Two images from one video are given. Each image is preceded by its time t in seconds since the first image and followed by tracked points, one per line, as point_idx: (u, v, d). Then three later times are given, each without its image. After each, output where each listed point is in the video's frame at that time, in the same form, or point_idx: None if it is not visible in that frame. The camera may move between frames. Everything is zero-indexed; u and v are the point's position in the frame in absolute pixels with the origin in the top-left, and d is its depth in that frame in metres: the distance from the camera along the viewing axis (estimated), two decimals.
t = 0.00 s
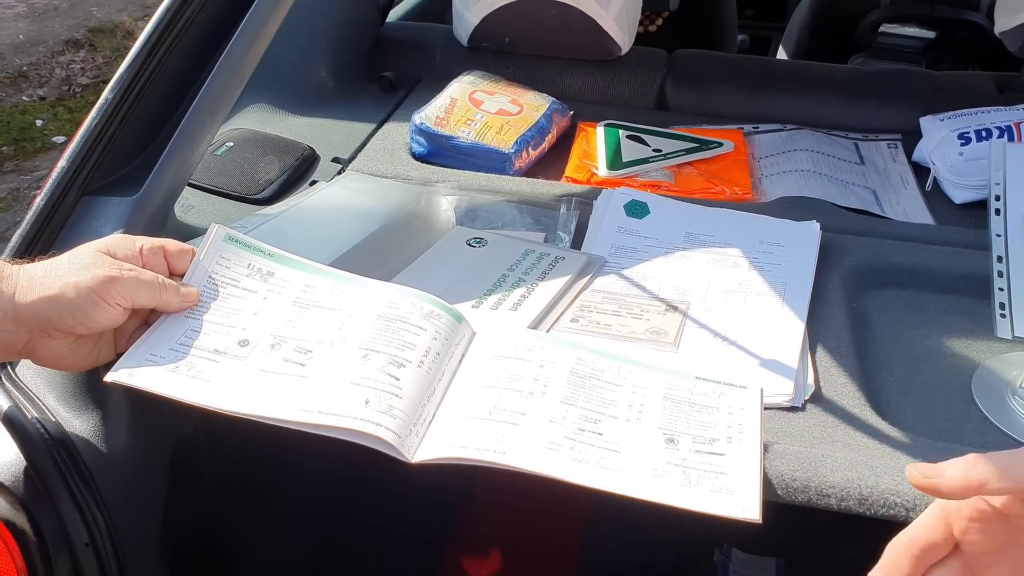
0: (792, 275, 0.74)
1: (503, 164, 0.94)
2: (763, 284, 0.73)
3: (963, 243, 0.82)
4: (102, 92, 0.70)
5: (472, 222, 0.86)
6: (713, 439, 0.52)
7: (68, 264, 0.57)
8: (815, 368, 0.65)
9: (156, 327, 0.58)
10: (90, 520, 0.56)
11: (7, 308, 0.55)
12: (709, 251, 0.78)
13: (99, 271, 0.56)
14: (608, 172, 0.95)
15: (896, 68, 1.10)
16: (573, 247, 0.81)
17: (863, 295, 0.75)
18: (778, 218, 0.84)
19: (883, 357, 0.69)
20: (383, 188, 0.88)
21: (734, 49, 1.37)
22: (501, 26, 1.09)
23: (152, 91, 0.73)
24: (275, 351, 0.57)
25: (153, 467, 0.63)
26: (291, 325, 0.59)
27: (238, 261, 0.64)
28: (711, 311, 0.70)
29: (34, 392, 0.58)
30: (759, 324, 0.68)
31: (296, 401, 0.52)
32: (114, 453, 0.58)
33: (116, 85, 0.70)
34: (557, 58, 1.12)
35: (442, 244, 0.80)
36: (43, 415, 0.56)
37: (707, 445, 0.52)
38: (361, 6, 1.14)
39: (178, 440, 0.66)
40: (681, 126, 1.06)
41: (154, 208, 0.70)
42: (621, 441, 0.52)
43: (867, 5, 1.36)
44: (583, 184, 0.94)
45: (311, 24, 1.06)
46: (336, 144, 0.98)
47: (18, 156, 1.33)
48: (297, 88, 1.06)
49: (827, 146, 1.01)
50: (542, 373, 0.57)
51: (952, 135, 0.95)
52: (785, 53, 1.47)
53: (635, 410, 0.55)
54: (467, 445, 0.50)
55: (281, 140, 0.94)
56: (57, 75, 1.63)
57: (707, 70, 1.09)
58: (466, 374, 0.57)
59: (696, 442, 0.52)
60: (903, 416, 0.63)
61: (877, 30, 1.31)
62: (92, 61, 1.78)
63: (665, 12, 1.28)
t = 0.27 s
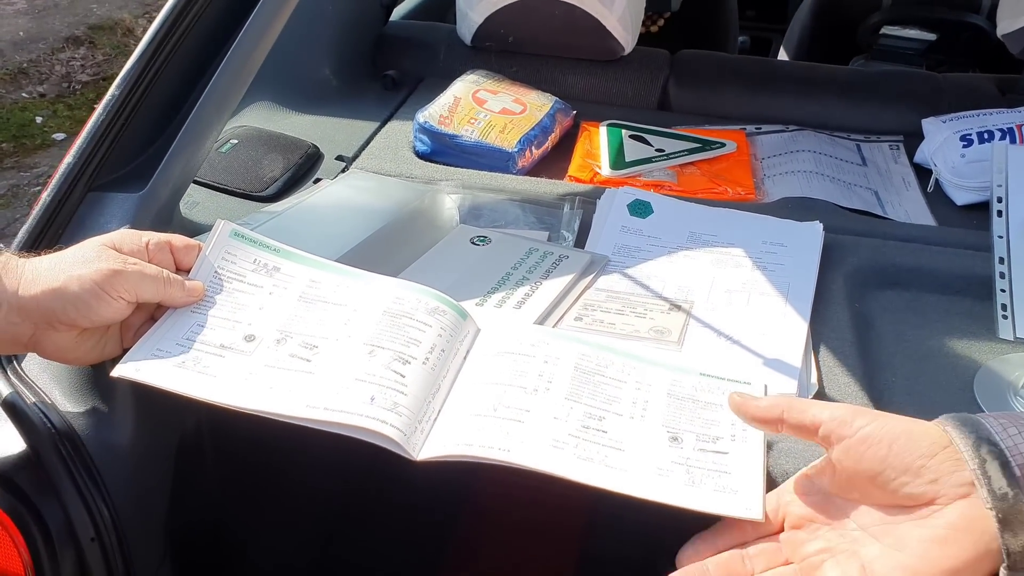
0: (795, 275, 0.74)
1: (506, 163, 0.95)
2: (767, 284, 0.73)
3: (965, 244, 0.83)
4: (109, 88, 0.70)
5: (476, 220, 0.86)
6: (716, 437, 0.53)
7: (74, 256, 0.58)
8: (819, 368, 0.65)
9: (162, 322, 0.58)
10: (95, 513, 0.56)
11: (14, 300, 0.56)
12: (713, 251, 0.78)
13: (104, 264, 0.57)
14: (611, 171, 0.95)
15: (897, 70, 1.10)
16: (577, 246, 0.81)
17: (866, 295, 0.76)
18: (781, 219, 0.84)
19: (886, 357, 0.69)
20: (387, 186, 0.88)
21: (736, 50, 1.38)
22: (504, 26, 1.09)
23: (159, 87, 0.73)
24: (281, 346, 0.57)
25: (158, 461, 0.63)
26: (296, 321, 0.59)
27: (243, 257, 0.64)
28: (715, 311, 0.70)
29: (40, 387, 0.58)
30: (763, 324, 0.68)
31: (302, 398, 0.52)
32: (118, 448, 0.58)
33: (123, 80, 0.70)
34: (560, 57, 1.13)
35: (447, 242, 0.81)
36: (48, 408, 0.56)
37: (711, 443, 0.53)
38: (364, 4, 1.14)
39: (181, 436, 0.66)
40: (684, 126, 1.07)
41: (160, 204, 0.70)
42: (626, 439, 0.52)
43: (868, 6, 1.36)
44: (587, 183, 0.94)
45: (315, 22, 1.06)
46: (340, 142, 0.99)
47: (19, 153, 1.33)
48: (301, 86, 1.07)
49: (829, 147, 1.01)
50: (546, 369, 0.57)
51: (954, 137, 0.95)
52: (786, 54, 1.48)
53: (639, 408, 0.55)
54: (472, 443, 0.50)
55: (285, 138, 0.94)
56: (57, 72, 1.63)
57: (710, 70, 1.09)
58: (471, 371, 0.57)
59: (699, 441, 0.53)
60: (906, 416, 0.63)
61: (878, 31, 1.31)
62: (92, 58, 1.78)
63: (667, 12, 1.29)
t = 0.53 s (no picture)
0: (804, 272, 0.74)
1: (514, 158, 0.94)
2: (776, 281, 0.73)
3: (974, 242, 0.82)
4: (117, 79, 0.70)
5: (483, 215, 0.86)
6: (729, 433, 0.53)
7: (84, 246, 0.58)
8: (828, 365, 0.65)
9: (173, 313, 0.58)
10: (101, 504, 0.56)
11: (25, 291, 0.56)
12: (721, 247, 0.78)
13: (114, 254, 0.57)
14: (619, 167, 0.95)
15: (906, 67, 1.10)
16: (585, 242, 0.81)
17: (875, 293, 0.75)
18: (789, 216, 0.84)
19: (895, 355, 0.69)
20: (393, 180, 0.87)
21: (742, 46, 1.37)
22: (512, 20, 1.09)
23: (167, 79, 0.73)
24: (292, 338, 0.57)
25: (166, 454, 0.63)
26: (307, 313, 0.59)
27: (254, 248, 0.64)
28: (724, 307, 0.70)
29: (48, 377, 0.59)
30: (773, 321, 0.68)
31: (313, 389, 0.52)
32: (126, 440, 0.58)
33: (132, 71, 0.70)
34: (568, 52, 1.12)
35: (455, 237, 0.80)
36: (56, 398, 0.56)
37: (723, 439, 0.53)
38: None
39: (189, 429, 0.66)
40: (692, 123, 1.06)
41: (169, 196, 0.70)
42: (638, 436, 0.52)
43: (876, 4, 1.36)
44: (594, 178, 0.93)
45: (322, 15, 1.06)
46: (346, 136, 0.98)
47: (22, 145, 1.33)
48: (307, 79, 1.06)
49: (837, 145, 1.01)
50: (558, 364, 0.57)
51: (964, 135, 0.95)
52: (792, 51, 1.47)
53: (651, 407, 0.55)
54: (484, 436, 0.50)
55: (292, 131, 0.94)
56: (60, 65, 1.62)
57: (718, 66, 1.09)
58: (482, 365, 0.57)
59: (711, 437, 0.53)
60: (916, 414, 0.63)
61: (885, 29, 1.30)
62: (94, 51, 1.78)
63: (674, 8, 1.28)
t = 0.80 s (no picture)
0: (811, 267, 0.74)
1: (520, 152, 0.94)
2: (782, 277, 0.72)
3: (984, 239, 0.82)
4: (123, 70, 0.70)
5: (489, 209, 0.86)
6: (734, 403, 0.53)
7: (85, 239, 0.58)
8: (835, 361, 0.65)
9: (175, 304, 0.58)
10: (105, 497, 0.56)
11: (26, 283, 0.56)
12: (728, 242, 0.77)
13: (114, 246, 0.57)
14: (626, 161, 0.94)
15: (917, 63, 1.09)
16: (591, 236, 0.81)
17: (883, 289, 0.75)
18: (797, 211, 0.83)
19: (902, 351, 0.68)
20: (399, 173, 0.87)
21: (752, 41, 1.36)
22: (520, 14, 1.09)
23: (173, 71, 0.72)
24: (293, 329, 0.57)
25: (170, 449, 0.63)
26: (309, 303, 0.59)
27: (256, 237, 0.64)
28: (730, 302, 0.70)
29: (51, 369, 0.59)
30: (779, 316, 0.68)
31: (314, 381, 0.52)
32: (129, 433, 0.58)
33: (137, 63, 0.70)
34: (576, 46, 1.12)
35: (460, 231, 0.80)
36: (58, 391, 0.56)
37: (728, 410, 0.53)
38: None
39: (193, 423, 0.66)
40: (700, 117, 1.06)
41: (173, 188, 0.70)
42: (642, 416, 0.52)
43: None
44: (601, 173, 0.93)
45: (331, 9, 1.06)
46: (353, 129, 0.98)
47: (33, 138, 1.33)
48: (315, 73, 1.06)
49: (846, 140, 1.00)
50: (559, 355, 0.57)
51: (974, 131, 0.94)
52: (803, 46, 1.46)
53: (654, 382, 0.55)
54: (485, 428, 0.50)
55: (299, 124, 0.94)
56: (71, 58, 1.63)
57: (727, 61, 1.08)
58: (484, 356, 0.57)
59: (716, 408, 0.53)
60: (923, 411, 0.63)
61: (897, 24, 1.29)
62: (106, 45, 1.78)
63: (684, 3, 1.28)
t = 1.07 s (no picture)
0: (814, 266, 0.74)
1: (525, 148, 0.94)
2: (785, 275, 0.72)
3: (989, 237, 0.82)
4: (127, 66, 0.70)
5: (494, 205, 0.86)
6: (739, 384, 0.53)
7: (88, 236, 0.58)
8: (837, 360, 0.65)
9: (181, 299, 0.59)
10: (109, 494, 0.56)
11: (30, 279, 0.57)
12: (731, 240, 0.77)
13: (119, 242, 0.58)
14: (631, 158, 0.94)
15: (923, 59, 1.08)
16: (595, 233, 0.81)
17: (886, 287, 0.75)
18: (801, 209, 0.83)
19: (906, 350, 0.68)
20: (402, 170, 0.87)
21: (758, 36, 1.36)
22: (525, 9, 1.08)
23: (177, 67, 0.73)
24: (297, 326, 0.57)
25: (174, 446, 0.63)
26: (313, 300, 0.59)
27: (260, 235, 0.64)
28: (732, 300, 0.70)
29: (57, 365, 0.59)
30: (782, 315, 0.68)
31: (319, 378, 0.52)
32: (133, 429, 0.59)
33: (142, 59, 0.70)
34: (581, 42, 1.12)
35: (464, 227, 0.80)
36: (62, 386, 0.57)
37: (733, 391, 0.53)
38: None
39: (198, 417, 0.66)
40: (705, 114, 1.05)
41: (176, 184, 0.70)
42: (645, 403, 0.53)
43: None
44: (605, 169, 0.93)
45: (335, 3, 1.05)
46: (358, 125, 0.98)
47: (40, 131, 1.33)
48: (320, 68, 1.06)
49: (852, 137, 1.00)
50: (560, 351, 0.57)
51: (980, 128, 0.94)
52: (809, 42, 1.46)
53: (657, 364, 0.56)
54: (489, 423, 0.51)
55: (304, 119, 0.94)
56: (77, 51, 1.63)
57: (732, 57, 1.08)
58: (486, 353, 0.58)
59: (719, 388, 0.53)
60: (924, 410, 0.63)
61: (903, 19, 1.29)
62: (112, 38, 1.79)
63: None
